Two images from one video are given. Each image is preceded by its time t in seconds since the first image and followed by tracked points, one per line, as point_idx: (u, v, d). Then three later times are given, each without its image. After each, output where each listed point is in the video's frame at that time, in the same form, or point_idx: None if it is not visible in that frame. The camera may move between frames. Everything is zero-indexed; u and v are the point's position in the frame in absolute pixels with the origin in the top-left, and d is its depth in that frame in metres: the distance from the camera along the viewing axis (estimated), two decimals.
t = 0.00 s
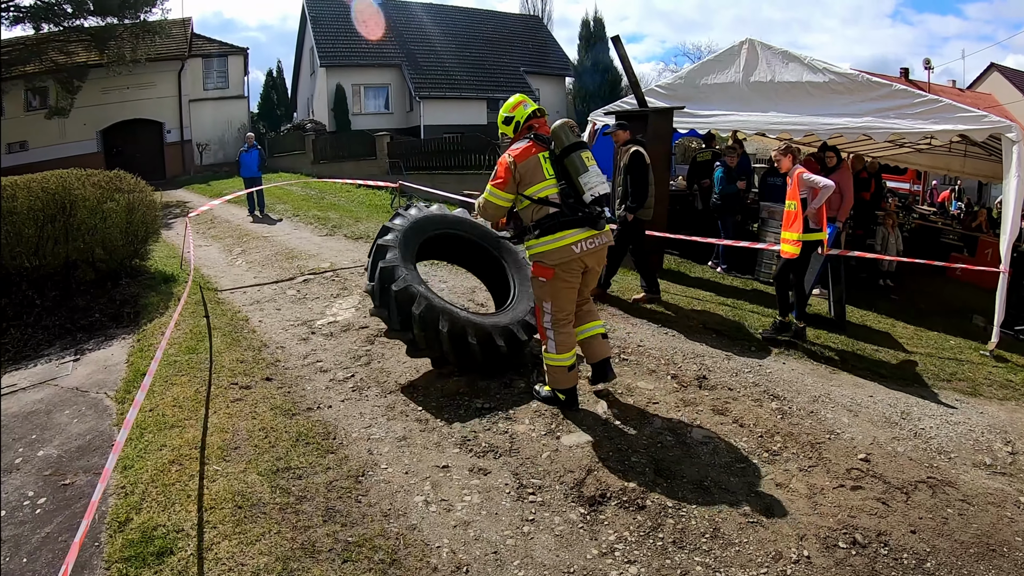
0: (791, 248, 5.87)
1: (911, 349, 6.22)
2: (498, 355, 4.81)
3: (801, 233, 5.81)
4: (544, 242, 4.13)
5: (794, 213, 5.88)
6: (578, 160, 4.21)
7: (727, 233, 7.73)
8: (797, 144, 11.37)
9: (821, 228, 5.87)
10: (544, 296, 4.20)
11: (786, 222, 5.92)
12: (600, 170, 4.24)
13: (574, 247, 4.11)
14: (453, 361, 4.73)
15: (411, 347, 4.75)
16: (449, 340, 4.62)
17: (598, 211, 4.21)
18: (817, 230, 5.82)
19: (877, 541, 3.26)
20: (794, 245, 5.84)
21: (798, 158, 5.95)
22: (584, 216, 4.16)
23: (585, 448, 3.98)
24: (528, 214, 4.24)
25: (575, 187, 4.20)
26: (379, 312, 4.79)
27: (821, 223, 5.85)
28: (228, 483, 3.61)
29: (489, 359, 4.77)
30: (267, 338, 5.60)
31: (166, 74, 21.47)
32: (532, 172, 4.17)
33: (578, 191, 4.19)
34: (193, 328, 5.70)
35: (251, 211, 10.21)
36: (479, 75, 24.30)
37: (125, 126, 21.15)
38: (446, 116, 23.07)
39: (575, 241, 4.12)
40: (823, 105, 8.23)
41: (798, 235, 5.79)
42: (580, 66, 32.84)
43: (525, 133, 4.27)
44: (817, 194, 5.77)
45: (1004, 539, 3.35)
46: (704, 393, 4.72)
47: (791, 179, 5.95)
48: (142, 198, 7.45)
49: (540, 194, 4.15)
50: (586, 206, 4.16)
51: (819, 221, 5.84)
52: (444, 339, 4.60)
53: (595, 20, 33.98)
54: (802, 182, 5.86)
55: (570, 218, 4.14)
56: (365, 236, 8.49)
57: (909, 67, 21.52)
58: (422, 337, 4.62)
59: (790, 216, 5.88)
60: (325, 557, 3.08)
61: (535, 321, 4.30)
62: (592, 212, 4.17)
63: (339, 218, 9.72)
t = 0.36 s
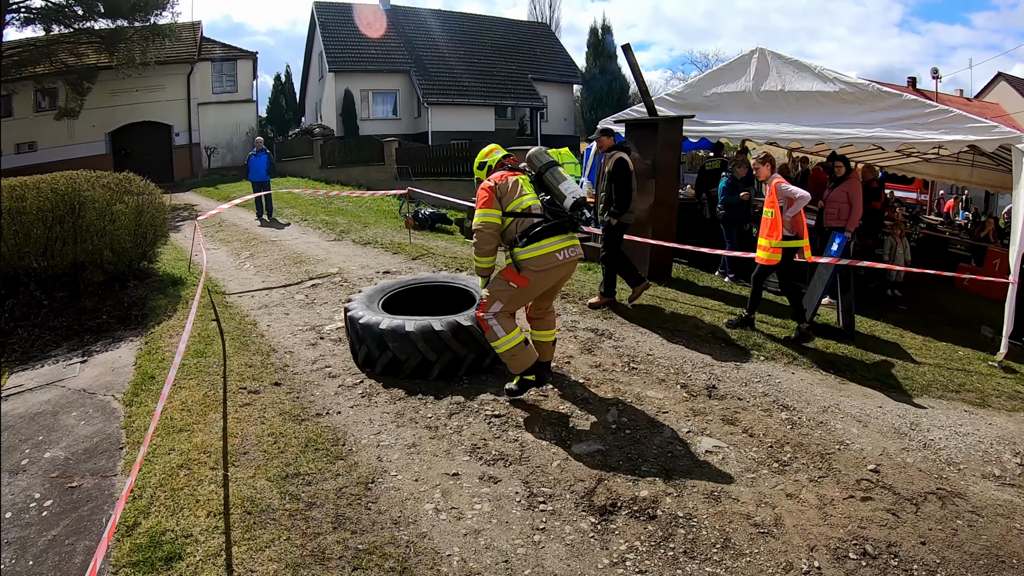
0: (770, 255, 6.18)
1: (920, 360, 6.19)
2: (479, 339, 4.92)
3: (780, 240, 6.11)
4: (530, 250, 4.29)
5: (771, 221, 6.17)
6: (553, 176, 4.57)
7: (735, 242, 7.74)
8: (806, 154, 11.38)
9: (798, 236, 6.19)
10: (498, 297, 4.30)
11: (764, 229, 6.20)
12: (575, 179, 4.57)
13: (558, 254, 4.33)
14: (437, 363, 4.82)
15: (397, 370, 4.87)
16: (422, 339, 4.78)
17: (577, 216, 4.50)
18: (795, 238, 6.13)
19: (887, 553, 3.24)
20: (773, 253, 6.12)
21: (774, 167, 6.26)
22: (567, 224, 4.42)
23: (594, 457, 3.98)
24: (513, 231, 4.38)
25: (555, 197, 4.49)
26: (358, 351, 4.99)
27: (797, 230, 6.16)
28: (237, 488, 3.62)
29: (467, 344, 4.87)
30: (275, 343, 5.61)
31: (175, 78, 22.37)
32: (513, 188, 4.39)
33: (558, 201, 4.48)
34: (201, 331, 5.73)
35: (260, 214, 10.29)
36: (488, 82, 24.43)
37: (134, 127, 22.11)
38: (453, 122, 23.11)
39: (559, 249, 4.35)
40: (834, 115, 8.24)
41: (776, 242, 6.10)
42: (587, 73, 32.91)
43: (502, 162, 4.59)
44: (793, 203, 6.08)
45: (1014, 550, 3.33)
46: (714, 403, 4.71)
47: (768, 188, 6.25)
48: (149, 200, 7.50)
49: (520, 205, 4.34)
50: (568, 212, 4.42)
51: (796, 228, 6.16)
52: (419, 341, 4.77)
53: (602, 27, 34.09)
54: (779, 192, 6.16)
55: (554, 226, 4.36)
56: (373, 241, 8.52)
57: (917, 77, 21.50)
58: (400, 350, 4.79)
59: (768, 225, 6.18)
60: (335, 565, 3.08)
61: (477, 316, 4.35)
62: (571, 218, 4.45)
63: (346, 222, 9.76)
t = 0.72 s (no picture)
0: (745, 255, 6.13)
1: (925, 371, 6.17)
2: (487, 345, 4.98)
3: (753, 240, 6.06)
4: (496, 286, 4.29)
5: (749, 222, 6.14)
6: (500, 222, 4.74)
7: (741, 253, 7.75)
8: (812, 164, 11.39)
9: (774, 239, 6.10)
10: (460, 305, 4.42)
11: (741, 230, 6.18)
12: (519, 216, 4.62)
13: (521, 289, 4.34)
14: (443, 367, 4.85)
15: (401, 374, 4.89)
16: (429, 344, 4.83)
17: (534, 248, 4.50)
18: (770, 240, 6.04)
19: (890, 565, 3.24)
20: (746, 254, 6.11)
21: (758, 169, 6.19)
22: (527, 256, 4.42)
23: (598, 465, 3.99)
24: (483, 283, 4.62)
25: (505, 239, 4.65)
26: (363, 355, 5.00)
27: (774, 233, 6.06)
28: (240, 490, 3.64)
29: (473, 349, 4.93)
30: (280, 346, 5.64)
31: (184, 80, 22.52)
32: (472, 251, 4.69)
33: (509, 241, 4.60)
34: (207, 334, 5.77)
35: (266, 218, 10.34)
36: (496, 89, 24.55)
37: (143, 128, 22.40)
38: (460, 128, 23.18)
39: (522, 283, 4.35)
40: (841, 127, 8.26)
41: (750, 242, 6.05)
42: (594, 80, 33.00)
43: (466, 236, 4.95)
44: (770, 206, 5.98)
45: (1017, 563, 3.31)
46: (718, 413, 4.71)
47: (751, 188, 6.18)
48: (156, 201, 7.57)
49: (476, 260, 4.56)
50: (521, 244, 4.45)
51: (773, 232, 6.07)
52: (427, 345, 4.81)
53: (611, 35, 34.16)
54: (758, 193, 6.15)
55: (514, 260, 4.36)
56: (379, 246, 8.56)
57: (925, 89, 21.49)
58: (407, 354, 4.82)
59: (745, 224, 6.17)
60: (337, 568, 3.09)
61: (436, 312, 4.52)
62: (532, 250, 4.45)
63: (353, 227, 9.80)
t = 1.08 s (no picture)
0: (730, 260, 6.28)
1: (929, 380, 6.17)
2: (490, 336, 4.98)
3: (737, 246, 6.22)
4: (485, 277, 4.43)
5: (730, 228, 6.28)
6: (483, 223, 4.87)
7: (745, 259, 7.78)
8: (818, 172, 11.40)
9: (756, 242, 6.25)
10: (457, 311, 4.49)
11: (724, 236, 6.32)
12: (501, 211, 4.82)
13: (511, 275, 4.47)
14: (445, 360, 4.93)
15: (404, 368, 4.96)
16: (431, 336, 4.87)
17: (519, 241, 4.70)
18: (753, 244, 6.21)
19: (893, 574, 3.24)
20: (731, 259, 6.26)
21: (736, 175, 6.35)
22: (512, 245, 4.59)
23: (603, 471, 4.00)
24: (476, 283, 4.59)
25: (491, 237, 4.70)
26: (366, 352, 5.03)
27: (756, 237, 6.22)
28: (245, 492, 3.66)
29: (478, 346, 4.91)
30: (286, 349, 5.67)
31: (191, 83, 22.71)
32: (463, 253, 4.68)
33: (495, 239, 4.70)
34: (213, 336, 5.81)
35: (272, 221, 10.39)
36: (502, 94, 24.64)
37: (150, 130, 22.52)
38: (465, 132, 23.25)
39: (511, 271, 4.49)
40: (845, 134, 8.29)
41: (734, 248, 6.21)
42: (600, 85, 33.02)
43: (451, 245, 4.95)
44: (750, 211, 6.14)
45: (1021, 572, 3.31)
46: (722, 420, 4.72)
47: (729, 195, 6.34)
48: (163, 203, 7.62)
49: (467, 259, 4.56)
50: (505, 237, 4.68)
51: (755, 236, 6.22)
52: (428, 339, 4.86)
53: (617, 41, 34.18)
54: (737, 199, 6.25)
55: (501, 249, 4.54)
56: (385, 251, 8.59)
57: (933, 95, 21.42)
58: (407, 349, 4.88)
59: (727, 231, 6.31)
60: (342, 571, 3.11)
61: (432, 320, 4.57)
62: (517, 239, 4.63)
63: (359, 231, 9.84)
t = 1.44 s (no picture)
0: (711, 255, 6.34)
1: (940, 387, 6.14)
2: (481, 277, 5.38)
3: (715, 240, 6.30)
4: (473, 238, 4.63)
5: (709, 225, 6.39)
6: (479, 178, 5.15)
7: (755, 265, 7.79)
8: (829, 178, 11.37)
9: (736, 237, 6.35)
10: (469, 298, 4.58)
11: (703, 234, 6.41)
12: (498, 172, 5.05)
13: (497, 235, 4.63)
14: (434, 298, 5.47)
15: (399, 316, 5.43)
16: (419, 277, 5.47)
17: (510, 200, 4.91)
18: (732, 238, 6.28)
19: None
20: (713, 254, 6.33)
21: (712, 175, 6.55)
22: (502, 202, 4.83)
23: (613, 476, 4.01)
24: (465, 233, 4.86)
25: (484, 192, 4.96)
26: (365, 317, 5.36)
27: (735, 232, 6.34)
28: (258, 495, 3.69)
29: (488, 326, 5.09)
30: (297, 352, 5.71)
31: (203, 86, 22.84)
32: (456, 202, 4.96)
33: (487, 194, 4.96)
34: (224, 339, 5.85)
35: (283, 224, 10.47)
36: (510, 99, 24.70)
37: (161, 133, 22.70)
38: (474, 137, 23.32)
39: (497, 232, 4.64)
40: (856, 140, 8.29)
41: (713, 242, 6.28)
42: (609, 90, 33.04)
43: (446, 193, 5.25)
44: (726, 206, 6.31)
45: None
46: (733, 426, 4.72)
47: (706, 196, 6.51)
48: (175, 206, 7.69)
49: (460, 207, 4.83)
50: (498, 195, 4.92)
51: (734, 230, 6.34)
52: (418, 282, 5.47)
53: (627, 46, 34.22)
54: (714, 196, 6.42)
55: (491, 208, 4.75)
56: (395, 255, 8.65)
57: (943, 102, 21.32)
58: (400, 293, 5.38)
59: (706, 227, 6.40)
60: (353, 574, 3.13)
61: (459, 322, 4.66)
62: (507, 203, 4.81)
63: (369, 235, 9.91)
